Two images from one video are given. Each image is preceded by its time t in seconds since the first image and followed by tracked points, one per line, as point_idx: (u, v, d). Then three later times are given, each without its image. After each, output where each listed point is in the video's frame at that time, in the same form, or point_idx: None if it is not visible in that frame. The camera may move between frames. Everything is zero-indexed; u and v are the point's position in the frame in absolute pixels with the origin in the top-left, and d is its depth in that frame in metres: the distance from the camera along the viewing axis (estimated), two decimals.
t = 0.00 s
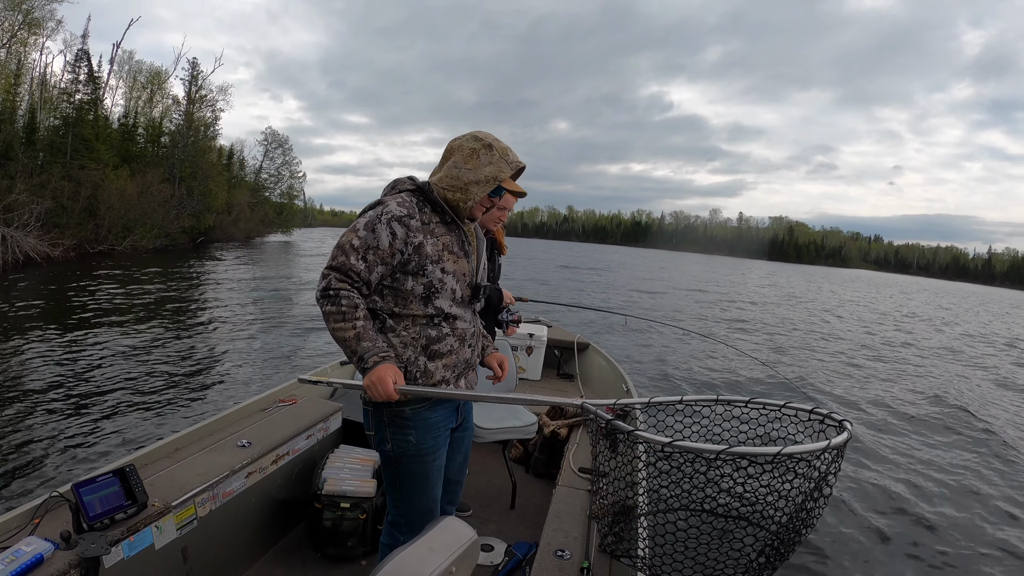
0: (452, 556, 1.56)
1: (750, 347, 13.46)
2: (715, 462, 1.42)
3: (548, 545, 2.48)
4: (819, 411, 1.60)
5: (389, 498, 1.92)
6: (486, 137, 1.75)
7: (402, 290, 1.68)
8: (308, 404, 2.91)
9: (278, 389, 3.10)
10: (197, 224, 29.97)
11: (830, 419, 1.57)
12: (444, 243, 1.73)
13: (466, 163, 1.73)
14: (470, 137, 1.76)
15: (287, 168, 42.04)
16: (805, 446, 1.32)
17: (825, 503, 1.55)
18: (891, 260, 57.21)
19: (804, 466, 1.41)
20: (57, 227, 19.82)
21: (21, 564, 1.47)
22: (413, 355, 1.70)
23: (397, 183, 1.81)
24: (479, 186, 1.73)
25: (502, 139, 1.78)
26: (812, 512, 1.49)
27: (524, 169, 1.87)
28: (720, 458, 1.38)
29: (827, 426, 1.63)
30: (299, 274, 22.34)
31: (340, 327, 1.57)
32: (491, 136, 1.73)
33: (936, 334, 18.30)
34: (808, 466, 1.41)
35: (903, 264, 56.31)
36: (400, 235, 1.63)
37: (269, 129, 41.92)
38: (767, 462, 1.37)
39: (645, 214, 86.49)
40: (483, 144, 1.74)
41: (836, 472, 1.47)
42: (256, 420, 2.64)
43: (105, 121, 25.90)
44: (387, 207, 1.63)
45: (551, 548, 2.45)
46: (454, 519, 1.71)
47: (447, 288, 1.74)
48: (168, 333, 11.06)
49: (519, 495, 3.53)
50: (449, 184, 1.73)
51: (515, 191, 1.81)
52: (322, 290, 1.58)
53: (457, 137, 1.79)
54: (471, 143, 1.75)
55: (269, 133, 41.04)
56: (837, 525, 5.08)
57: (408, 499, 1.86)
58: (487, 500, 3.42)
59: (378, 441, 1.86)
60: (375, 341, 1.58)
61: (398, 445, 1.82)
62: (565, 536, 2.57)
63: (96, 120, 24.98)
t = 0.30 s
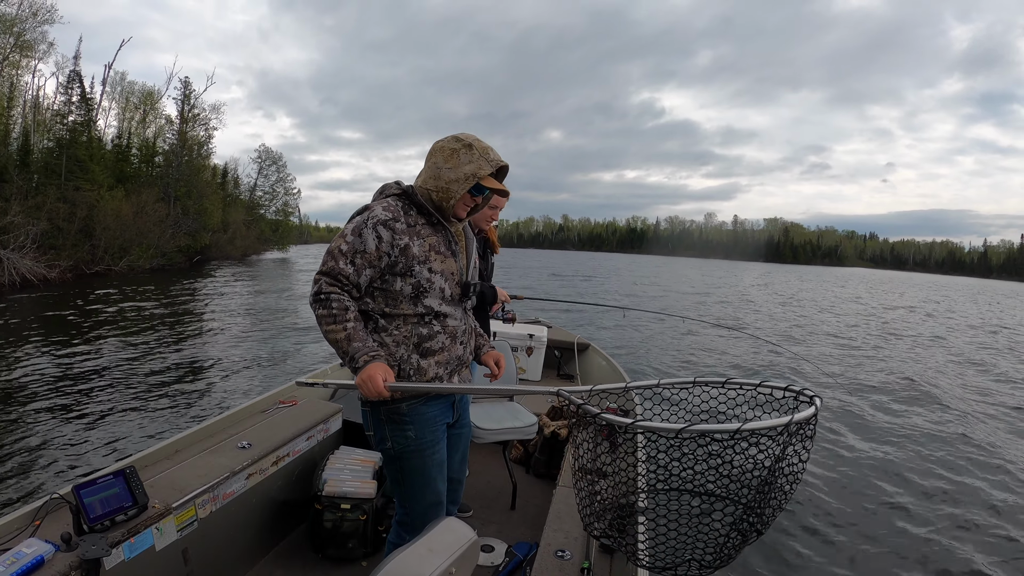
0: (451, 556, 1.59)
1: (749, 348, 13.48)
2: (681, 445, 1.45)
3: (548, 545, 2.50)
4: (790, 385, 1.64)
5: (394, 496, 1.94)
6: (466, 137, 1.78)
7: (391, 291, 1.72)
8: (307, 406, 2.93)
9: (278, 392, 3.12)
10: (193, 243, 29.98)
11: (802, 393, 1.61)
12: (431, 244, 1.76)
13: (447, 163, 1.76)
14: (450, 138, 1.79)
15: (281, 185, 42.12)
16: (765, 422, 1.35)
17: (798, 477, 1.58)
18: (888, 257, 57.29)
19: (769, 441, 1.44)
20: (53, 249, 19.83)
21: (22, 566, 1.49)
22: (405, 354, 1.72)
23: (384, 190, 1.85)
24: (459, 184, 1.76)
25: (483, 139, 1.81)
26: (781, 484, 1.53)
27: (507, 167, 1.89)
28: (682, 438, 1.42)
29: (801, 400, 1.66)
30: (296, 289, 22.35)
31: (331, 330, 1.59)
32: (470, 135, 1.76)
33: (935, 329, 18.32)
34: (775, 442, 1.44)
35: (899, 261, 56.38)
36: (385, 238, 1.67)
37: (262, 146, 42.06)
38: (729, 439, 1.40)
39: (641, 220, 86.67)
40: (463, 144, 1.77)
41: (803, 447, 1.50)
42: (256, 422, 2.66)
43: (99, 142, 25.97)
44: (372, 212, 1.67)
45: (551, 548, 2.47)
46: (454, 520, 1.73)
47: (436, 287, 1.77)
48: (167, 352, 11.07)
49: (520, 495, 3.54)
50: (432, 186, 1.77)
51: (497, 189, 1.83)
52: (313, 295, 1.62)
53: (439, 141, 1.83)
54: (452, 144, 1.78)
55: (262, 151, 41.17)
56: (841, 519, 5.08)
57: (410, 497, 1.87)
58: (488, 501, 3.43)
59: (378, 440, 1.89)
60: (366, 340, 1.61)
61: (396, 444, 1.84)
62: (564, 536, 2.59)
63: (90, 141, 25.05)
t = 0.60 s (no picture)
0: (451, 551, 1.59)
1: (746, 349, 13.51)
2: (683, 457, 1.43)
3: (548, 540, 2.52)
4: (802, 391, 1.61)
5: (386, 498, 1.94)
6: (459, 127, 1.76)
7: (383, 288, 1.73)
8: (307, 401, 2.93)
9: (278, 387, 3.13)
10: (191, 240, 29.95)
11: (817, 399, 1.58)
12: (423, 239, 1.76)
13: (439, 153, 1.75)
14: (442, 127, 1.77)
15: (279, 182, 42.03)
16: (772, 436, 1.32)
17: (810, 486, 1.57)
18: (885, 260, 57.38)
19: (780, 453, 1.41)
20: (50, 244, 19.80)
21: (21, 562, 1.48)
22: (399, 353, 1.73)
23: (375, 183, 1.85)
24: (453, 175, 1.75)
25: (476, 128, 1.80)
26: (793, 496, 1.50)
27: (502, 156, 1.88)
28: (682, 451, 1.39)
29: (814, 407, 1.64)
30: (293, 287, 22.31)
31: (322, 329, 1.60)
32: (463, 124, 1.75)
33: (932, 332, 18.35)
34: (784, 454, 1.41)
35: (896, 264, 56.43)
36: (376, 233, 1.67)
37: (260, 144, 41.97)
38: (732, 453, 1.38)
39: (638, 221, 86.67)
40: (456, 133, 1.75)
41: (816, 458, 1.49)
42: (256, 417, 2.67)
43: (97, 137, 25.90)
44: (362, 207, 1.67)
45: (551, 543, 2.49)
46: (453, 515, 1.74)
47: (430, 283, 1.77)
48: (165, 348, 11.08)
49: (520, 490, 3.54)
50: (426, 177, 1.77)
51: (490, 179, 1.82)
52: (303, 295, 1.62)
53: (431, 129, 1.81)
54: (445, 133, 1.77)
55: (261, 148, 41.09)
56: (836, 519, 5.11)
57: (404, 497, 1.88)
58: (488, 496, 3.45)
59: (371, 440, 1.89)
60: (359, 340, 1.61)
61: (389, 444, 1.85)
62: (564, 532, 2.60)
63: (88, 137, 24.98)
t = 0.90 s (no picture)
0: (454, 555, 1.58)
1: (743, 351, 13.52)
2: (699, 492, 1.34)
3: (551, 542, 2.50)
4: (827, 418, 1.53)
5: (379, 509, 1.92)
6: (461, 126, 1.73)
7: (377, 297, 1.69)
8: (309, 406, 2.91)
9: (279, 391, 3.10)
10: (187, 234, 29.82)
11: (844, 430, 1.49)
12: (419, 245, 1.73)
13: (440, 153, 1.71)
14: (444, 125, 1.74)
15: (277, 177, 41.85)
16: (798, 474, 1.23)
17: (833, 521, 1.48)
18: (881, 263, 57.50)
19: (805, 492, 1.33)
20: (46, 236, 19.68)
21: (27, 569, 1.47)
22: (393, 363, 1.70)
23: (371, 183, 1.81)
24: (454, 176, 1.72)
25: (479, 127, 1.76)
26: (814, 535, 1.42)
27: (505, 157, 1.84)
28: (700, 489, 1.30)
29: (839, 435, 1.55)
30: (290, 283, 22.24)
31: (316, 339, 1.57)
32: (465, 124, 1.71)
33: (929, 336, 18.39)
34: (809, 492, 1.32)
35: (892, 267, 56.56)
36: (368, 240, 1.63)
37: (259, 138, 41.79)
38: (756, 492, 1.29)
39: (636, 221, 86.66)
40: (458, 132, 1.72)
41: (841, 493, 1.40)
42: (256, 422, 2.64)
43: (95, 129, 25.73)
44: (354, 211, 1.63)
45: (554, 545, 2.47)
46: (456, 518, 1.73)
47: (425, 293, 1.74)
48: (162, 342, 11.04)
49: (522, 492, 3.52)
50: (425, 178, 1.73)
51: (493, 181, 1.79)
52: (294, 303, 1.59)
53: (433, 126, 1.77)
54: (447, 132, 1.73)
55: (259, 142, 40.90)
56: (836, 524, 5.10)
57: (400, 509, 1.84)
58: (490, 498, 3.43)
59: (364, 450, 1.86)
60: (355, 349, 1.59)
61: (383, 455, 1.81)
62: (568, 534, 2.58)
63: (86, 128, 24.82)
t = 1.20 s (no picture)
0: (458, 559, 1.56)
1: (742, 351, 13.51)
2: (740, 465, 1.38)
3: (554, 547, 2.48)
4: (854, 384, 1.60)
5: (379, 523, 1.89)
6: (461, 131, 1.69)
7: (366, 312, 1.65)
8: (310, 412, 2.88)
9: (281, 397, 3.07)
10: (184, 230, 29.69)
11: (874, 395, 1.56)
12: (411, 257, 1.69)
13: (439, 159, 1.67)
14: (443, 130, 1.70)
15: (274, 173, 41.66)
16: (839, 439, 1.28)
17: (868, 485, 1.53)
18: (878, 264, 57.54)
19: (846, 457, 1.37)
20: (42, 232, 19.56)
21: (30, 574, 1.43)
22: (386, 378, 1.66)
23: (362, 188, 1.76)
24: (453, 185, 1.68)
25: (480, 133, 1.73)
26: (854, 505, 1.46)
27: (506, 164, 1.81)
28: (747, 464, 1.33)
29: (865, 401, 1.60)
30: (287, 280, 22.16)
31: (311, 353, 1.54)
32: (466, 129, 1.68)
33: (927, 337, 18.41)
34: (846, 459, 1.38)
35: (889, 268, 56.61)
36: (358, 253, 1.59)
37: (256, 135, 41.59)
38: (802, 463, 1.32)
39: (633, 220, 86.61)
40: (458, 138, 1.69)
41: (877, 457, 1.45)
42: (257, 429, 2.61)
43: (91, 125, 25.56)
44: (344, 221, 1.58)
45: (557, 550, 2.45)
46: (459, 524, 1.70)
47: (417, 308, 1.70)
48: (158, 339, 10.97)
49: (524, 497, 3.49)
50: (420, 186, 1.68)
51: (494, 189, 1.75)
52: (283, 317, 1.55)
53: (432, 130, 1.73)
54: (446, 137, 1.69)
55: (256, 139, 40.71)
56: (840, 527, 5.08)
57: (399, 522, 1.82)
58: (492, 503, 3.40)
59: (362, 463, 1.83)
60: (354, 360, 1.55)
61: (381, 470, 1.79)
62: (571, 539, 2.56)
63: (82, 124, 24.67)
